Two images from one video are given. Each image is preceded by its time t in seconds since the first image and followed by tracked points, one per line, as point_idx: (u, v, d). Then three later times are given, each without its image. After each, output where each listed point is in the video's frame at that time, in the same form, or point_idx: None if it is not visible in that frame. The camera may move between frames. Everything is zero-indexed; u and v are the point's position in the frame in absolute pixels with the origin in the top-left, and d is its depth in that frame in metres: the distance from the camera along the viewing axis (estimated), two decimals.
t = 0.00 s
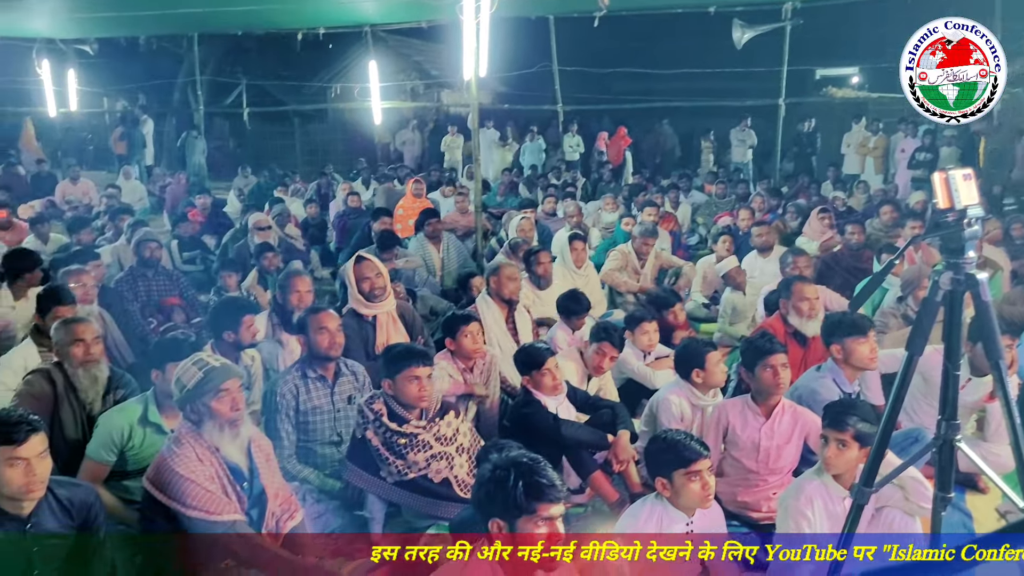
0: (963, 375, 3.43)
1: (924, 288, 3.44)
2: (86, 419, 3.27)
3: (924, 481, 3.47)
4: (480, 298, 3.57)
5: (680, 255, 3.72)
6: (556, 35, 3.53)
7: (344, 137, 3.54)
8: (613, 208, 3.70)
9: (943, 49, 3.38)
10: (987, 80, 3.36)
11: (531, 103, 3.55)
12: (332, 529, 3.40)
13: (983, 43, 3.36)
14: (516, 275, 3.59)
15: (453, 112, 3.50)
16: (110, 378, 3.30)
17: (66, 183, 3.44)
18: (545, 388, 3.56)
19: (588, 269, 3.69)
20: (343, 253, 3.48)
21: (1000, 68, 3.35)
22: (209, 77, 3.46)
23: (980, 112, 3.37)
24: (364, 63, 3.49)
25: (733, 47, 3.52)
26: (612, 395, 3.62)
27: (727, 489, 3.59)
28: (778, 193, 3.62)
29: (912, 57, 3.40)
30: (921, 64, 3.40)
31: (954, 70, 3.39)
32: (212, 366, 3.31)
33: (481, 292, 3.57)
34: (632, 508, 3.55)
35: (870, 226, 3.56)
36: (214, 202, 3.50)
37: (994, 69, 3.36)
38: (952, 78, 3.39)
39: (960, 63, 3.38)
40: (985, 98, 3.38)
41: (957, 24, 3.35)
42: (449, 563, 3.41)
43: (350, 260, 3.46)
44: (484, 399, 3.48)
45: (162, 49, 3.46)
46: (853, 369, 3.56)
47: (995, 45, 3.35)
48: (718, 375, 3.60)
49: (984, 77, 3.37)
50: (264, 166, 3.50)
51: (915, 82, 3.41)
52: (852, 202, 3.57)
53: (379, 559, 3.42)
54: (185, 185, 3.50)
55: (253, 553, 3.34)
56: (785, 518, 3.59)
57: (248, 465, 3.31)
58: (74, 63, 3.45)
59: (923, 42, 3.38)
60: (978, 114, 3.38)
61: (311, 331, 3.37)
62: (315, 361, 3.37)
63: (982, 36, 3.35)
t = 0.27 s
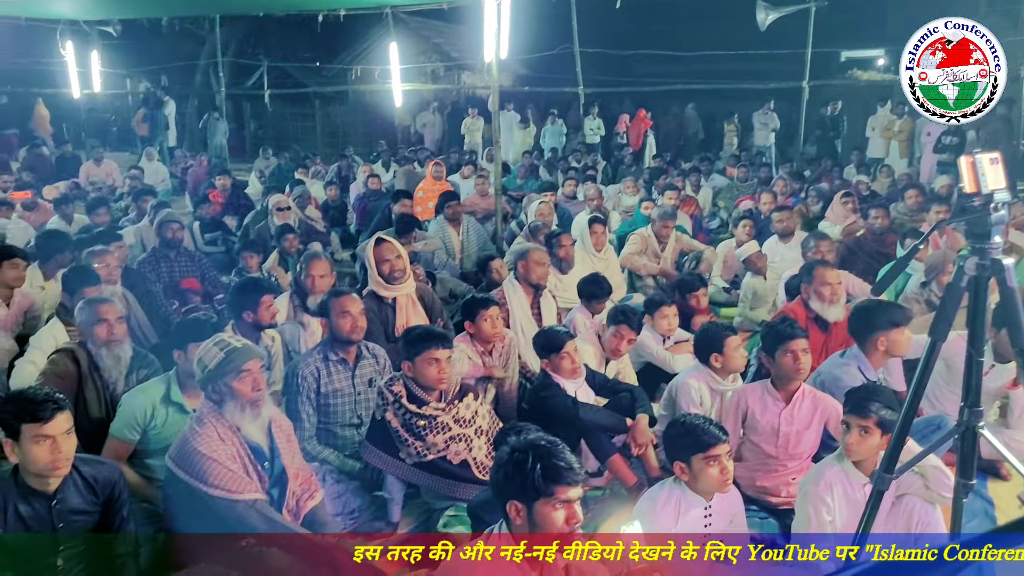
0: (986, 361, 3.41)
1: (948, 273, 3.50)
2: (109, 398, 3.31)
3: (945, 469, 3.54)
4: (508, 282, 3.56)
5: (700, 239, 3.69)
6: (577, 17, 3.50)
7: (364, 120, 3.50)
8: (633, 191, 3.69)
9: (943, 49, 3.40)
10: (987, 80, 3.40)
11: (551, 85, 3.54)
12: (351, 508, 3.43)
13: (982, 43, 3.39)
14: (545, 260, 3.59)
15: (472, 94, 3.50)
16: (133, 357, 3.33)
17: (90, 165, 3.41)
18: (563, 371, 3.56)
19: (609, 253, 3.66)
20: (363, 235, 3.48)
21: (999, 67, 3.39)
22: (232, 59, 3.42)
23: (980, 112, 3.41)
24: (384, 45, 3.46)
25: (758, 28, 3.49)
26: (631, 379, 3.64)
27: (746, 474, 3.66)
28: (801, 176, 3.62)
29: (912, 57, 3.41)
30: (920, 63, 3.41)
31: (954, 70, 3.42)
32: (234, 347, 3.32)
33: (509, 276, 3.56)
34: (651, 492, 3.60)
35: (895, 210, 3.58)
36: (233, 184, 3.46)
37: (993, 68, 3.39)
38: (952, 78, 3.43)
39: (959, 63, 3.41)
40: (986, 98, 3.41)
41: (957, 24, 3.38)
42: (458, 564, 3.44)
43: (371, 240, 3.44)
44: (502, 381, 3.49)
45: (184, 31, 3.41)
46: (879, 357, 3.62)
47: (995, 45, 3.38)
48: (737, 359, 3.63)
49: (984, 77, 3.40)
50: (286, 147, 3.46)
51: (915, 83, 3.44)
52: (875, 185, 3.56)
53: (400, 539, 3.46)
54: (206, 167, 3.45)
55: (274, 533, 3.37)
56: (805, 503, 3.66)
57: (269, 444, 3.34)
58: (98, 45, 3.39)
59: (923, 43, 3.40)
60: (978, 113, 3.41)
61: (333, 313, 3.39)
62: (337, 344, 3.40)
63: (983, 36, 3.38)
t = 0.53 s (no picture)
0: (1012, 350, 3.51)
1: (973, 261, 3.65)
2: (134, 379, 3.25)
3: (968, 459, 3.66)
4: (534, 268, 3.59)
5: (723, 225, 3.85)
6: None
7: (385, 104, 3.53)
8: (656, 176, 3.82)
9: (943, 49, 3.58)
10: (987, 80, 3.52)
11: (573, 70, 3.69)
12: (372, 491, 3.43)
13: (983, 43, 3.52)
14: (572, 247, 3.63)
15: (495, 79, 3.61)
16: (158, 338, 3.28)
17: (116, 148, 3.40)
18: (584, 356, 3.61)
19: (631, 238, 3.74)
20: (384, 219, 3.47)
21: (1000, 67, 3.49)
22: (255, 43, 3.40)
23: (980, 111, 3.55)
24: (406, 28, 3.49)
25: (784, 11, 3.69)
26: (650, 365, 3.69)
27: (768, 461, 3.75)
28: (826, 162, 3.83)
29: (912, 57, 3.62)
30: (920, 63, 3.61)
31: (954, 70, 3.59)
32: (257, 330, 3.27)
33: (536, 262, 3.59)
34: (670, 478, 3.65)
35: (920, 196, 3.76)
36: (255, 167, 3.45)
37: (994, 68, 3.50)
38: (952, 79, 3.59)
39: (960, 63, 3.55)
40: (985, 98, 3.54)
41: (957, 24, 3.55)
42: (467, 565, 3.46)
43: (392, 225, 3.43)
44: (523, 366, 3.52)
45: (207, 14, 3.40)
46: (905, 346, 3.75)
47: (995, 45, 3.51)
48: (757, 347, 3.71)
49: (984, 77, 3.52)
50: (310, 131, 3.48)
51: (915, 82, 3.63)
52: (901, 171, 3.73)
53: (419, 522, 3.46)
54: (229, 151, 3.45)
55: (295, 514, 3.35)
56: (826, 490, 3.77)
57: (291, 427, 3.32)
58: (123, 29, 3.40)
59: (923, 42, 3.59)
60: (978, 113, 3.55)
61: (359, 299, 3.37)
62: (360, 330, 3.38)
63: (983, 36, 3.52)
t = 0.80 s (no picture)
0: None
1: (1006, 248, 3.64)
2: (164, 359, 3.23)
3: (998, 451, 3.69)
4: (566, 252, 3.61)
5: (750, 210, 3.87)
6: None
7: (410, 87, 3.62)
8: (683, 161, 3.88)
9: (943, 49, 3.66)
10: (986, 80, 3.64)
11: (599, 53, 3.82)
12: (396, 473, 3.43)
13: (983, 43, 3.62)
14: (604, 234, 3.64)
15: (520, 62, 3.63)
16: (186, 320, 3.24)
17: (144, 131, 3.46)
18: (608, 341, 3.58)
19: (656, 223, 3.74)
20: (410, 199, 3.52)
21: (999, 68, 3.62)
22: (281, 25, 3.45)
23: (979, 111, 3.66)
24: (433, 11, 3.55)
25: None
26: (674, 350, 3.66)
27: (793, 449, 3.72)
28: (856, 147, 3.89)
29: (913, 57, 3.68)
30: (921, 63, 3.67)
31: (954, 70, 3.67)
32: (283, 312, 3.25)
33: (568, 246, 3.61)
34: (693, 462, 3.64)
35: (953, 181, 3.76)
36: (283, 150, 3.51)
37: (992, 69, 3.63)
38: (952, 78, 3.68)
39: (960, 63, 3.65)
40: (984, 98, 3.66)
41: (957, 25, 3.62)
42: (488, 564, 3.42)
43: (417, 210, 3.46)
44: (546, 351, 3.52)
45: None
46: (936, 334, 3.74)
47: (995, 45, 3.61)
48: (784, 334, 3.68)
49: (983, 78, 3.64)
50: (336, 115, 3.55)
51: (915, 82, 3.70)
52: (933, 156, 3.75)
53: (441, 504, 3.46)
54: (256, 134, 3.50)
55: (321, 495, 3.32)
56: (851, 478, 3.74)
57: (317, 408, 3.31)
58: (152, 11, 3.38)
59: (923, 43, 3.66)
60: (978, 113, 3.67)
61: (385, 283, 3.38)
62: (386, 314, 3.40)
63: (983, 36, 3.61)
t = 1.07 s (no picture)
0: None
1: None
2: (199, 344, 3.24)
3: None
4: (606, 244, 3.66)
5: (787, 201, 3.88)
6: None
7: (444, 76, 3.68)
8: (717, 151, 3.89)
9: (943, 49, 3.71)
10: (987, 80, 3.71)
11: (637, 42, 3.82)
12: (427, 459, 3.44)
13: (982, 44, 3.68)
14: (643, 226, 3.70)
15: (554, 51, 3.66)
16: (221, 306, 3.25)
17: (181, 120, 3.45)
18: (640, 332, 3.61)
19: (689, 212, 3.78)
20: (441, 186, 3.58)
21: (999, 68, 3.69)
22: (316, 15, 3.55)
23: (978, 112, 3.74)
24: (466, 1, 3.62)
25: None
26: (706, 341, 3.70)
27: (827, 442, 3.71)
28: (895, 137, 3.87)
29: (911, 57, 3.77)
30: (920, 64, 3.76)
31: (955, 71, 3.74)
32: (316, 299, 3.27)
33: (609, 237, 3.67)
34: (727, 448, 3.64)
35: (992, 172, 3.80)
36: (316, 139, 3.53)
37: (991, 70, 3.70)
38: (952, 79, 3.76)
39: (960, 63, 3.71)
40: (985, 98, 3.74)
41: (957, 25, 3.67)
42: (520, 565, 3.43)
43: (448, 201, 3.49)
44: (577, 341, 3.55)
45: None
46: (974, 327, 3.73)
47: (995, 45, 3.67)
48: (817, 326, 3.70)
49: (984, 78, 3.71)
50: (368, 104, 3.61)
51: (914, 83, 3.79)
52: (974, 147, 3.78)
53: (471, 492, 3.48)
54: (290, 122, 3.50)
55: (353, 480, 3.34)
56: (885, 472, 3.73)
57: (349, 394, 3.33)
58: None
59: (924, 43, 3.73)
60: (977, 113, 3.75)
61: (417, 270, 3.42)
62: (417, 300, 3.43)
63: (983, 37, 3.67)
